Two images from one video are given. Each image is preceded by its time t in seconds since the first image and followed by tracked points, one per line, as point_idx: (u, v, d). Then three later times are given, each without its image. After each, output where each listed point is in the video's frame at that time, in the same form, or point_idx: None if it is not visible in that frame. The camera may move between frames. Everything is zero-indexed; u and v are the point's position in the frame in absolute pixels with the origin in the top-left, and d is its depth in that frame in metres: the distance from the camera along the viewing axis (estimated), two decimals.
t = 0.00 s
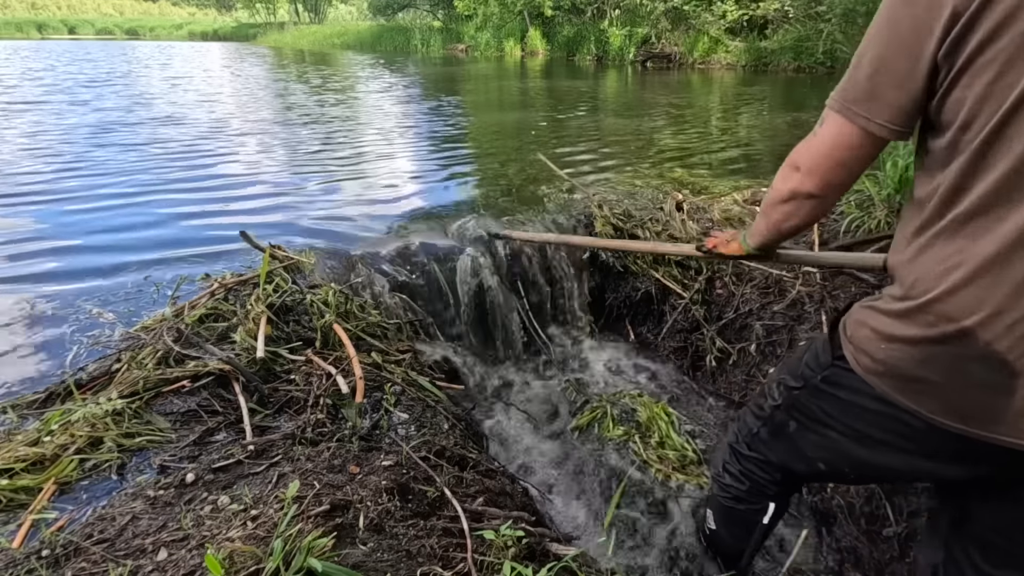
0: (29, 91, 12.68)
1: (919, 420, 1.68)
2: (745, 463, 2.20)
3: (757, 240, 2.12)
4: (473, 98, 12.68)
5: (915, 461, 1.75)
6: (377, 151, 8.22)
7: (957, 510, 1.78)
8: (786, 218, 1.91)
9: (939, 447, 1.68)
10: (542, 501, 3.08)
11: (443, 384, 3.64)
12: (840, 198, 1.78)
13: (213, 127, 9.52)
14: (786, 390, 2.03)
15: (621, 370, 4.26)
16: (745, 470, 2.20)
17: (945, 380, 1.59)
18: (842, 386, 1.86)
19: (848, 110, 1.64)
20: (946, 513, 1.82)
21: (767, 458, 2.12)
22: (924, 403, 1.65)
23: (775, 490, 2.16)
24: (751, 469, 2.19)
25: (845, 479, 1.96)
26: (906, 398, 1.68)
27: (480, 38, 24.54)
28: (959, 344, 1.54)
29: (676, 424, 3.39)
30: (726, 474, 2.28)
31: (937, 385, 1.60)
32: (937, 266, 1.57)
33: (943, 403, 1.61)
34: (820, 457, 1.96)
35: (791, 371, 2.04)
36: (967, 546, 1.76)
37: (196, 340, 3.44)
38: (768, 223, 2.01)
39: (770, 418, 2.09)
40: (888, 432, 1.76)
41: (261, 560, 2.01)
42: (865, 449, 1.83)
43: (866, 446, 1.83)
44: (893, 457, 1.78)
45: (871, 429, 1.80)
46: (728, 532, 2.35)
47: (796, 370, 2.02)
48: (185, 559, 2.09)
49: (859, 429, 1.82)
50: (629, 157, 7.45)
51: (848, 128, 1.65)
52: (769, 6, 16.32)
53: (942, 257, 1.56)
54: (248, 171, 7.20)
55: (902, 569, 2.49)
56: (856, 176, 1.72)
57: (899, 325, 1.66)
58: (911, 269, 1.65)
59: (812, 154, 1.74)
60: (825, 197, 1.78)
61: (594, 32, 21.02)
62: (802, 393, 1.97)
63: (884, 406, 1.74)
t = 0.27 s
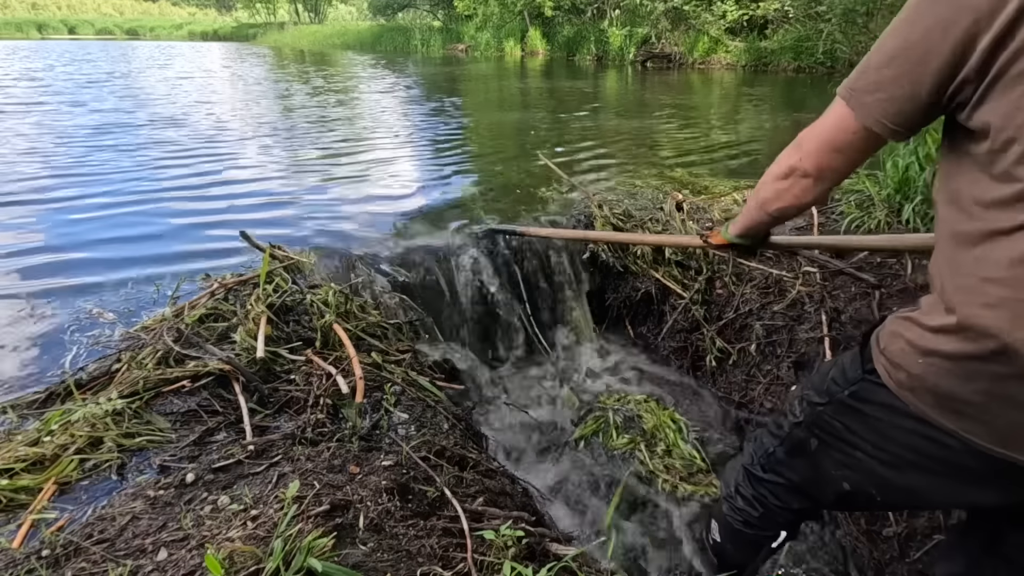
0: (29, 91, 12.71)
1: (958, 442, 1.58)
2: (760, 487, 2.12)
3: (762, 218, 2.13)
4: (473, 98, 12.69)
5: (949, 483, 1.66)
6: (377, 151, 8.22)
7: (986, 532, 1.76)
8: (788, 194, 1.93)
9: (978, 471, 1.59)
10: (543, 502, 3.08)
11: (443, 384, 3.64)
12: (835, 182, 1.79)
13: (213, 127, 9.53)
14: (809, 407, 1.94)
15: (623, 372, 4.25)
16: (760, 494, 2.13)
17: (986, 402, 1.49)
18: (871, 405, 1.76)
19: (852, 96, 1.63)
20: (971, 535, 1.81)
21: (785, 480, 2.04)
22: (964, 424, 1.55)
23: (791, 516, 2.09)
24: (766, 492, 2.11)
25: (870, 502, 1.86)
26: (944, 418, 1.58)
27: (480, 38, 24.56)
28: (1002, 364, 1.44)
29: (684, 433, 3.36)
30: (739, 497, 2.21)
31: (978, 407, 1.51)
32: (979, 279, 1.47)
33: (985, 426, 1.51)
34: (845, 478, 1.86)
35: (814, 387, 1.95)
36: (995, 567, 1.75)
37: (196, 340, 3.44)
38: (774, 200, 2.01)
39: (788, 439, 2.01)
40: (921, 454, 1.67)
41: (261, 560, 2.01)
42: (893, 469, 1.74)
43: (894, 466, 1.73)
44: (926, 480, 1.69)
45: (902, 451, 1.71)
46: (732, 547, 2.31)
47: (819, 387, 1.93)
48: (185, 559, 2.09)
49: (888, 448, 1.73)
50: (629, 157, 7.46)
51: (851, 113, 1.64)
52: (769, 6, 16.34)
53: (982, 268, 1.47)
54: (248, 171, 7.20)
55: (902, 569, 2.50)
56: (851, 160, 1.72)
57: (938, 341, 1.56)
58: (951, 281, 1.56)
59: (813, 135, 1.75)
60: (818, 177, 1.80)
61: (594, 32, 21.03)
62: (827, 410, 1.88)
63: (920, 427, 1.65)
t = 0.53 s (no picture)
0: (28, 91, 12.70)
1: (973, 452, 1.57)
2: (767, 500, 2.12)
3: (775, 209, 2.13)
4: (473, 98, 12.69)
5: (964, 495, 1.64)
6: (377, 151, 8.22)
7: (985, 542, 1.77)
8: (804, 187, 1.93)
9: (994, 482, 1.58)
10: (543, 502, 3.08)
11: (443, 384, 3.64)
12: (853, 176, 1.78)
13: (212, 127, 9.53)
14: (816, 419, 1.93)
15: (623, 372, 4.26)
16: (766, 506, 2.12)
17: (1003, 410, 1.48)
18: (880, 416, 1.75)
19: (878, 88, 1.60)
20: (971, 544, 1.82)
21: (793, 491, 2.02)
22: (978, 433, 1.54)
23: (798, 528, 2.09)
24: (773, 504, 2.10)
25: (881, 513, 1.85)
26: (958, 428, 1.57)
27: (480, 38, 24.55)
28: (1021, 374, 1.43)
29: (689, 440, 3.26)
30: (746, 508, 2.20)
31: (994, 415, 1.49)
32: (999, 283, 1.45)
33: (998, 435, 1.51)
34: (855, 490, 1.85)
35: (824, 397, 1.93)
36: None
37: (196, 340, 3.44)
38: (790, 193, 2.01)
39: (797, 448, 2.00)
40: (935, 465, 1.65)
41: (261, 560, 2.01)
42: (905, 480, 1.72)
43: (907, 478, 1.71)
44: (939, 492, 1.68)
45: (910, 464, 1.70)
46: (735, 554, 2.31)
47: (829, 396, 1.91)
48: (185, 559, 2.09)
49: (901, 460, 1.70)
50: (629, 157, 7.46)
51: (874, 107, 1.62)
52: (769, 6, 16.33)
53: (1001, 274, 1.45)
54: (248, 171, 7.20)
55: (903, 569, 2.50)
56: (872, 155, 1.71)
57: (954, 347, 1.54)
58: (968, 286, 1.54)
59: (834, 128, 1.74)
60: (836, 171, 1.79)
61: (594, 32, 21.02)
62: (837, 421, 1.86)
63: (932, 436, 1.63)
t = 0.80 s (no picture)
0: (28, 91, 12.71)
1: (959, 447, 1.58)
2: (765, 489, 2.09)
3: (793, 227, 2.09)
4: (473, 98, 12.69)
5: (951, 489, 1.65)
6: (377, 151, 8.22)
7: (987, 539, 1.79)
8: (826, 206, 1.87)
9: (981, 476, 1.59)
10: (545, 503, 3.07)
11: (443, 384, 3.65)
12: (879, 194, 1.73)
13: (212, 127, 9.53)
14: (813, 409, 1.91)
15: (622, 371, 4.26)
16: (765, 496, 2.09)
17: (993, 405, 1.48)
18: (874, 408, 1.73)
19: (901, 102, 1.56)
20: (973, 543, 1.83)
21: (789, 483, 2.00)
22: (963, 427, 1.55)
23: (796, 517, 2.06)
24: (771, 495, 2.07)
25: (874, 505, 1.84)
26: (947, 422, 1.57)
27: (480, 38, 24.54)
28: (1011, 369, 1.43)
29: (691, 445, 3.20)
30: (744, 501, 2.17)
31: (984, 409, 1.49)
32: (994, 281, 1.46)
33: (985, 429, 1.51)
34: (847, 482, 1.83)
35: (819, 390, 1.92)
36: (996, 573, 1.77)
37: (196, 340, 3.45)
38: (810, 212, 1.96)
39: (792, 441, 1.98)
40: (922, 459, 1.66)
41: (261, 560, 2.01)
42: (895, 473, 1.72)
43: (898, 470, 1.71)
44: (931, 484, 1.68)
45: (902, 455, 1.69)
46: (738, 552, 2.25)
47: (824, 389, 1.90)
48: (185, 559, 2.09)
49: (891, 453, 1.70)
50: (629, 157, 7.46)
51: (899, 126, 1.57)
52: (769, 6, 16.32)
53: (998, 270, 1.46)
54: (247, 171, 7.20)
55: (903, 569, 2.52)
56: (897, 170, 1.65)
57: (946, 342, 1.54)
58: (965, 282, 1.55)
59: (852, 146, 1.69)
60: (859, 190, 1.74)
61: (594, 32, 21.01)
62: (830, 413, 1.85)
63: (921, 431, 1.63)
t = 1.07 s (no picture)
0: (28, 91, 12.70)
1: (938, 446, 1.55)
2: (755, 483, 2.10)
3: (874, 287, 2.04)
4: (474, 98, 12.69)
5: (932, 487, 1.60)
6: (377, 151, 8.22)
7: (961, 526, 1.73)
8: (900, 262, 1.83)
9: (963, 473, 1.54)
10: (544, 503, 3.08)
11: (443, 384, 3.65)
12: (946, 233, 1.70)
13: (212, 127, 9.52)
14: (794, 409, 1.92)
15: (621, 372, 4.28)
16: (755, 490, 2.11)
17: (972, 405, 1.46)
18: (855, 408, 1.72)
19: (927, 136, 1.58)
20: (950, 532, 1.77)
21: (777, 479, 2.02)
22: (943, 426, 1.52)
23: (788, 509, 2.07)
24: (761, 489, 2.09)
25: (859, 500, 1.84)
26: (924, 420, 1.54)
27: (480, 38, 24.54)
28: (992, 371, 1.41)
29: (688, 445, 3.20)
30: (733, 495, 2.19)
31: (964, 411, 1.47)
32: (974, 281, 1.44)
33: (967, 430, 1.48)
34: (831, 480, 1.84)
35: (799, 389, 1.92)
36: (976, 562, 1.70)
37: (196, 340, 3.45)
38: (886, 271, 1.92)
39: (777, 439, 2.00)
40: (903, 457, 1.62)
41: (261, 560, 2.01)
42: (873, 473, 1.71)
43: (877, 469, 1.70)
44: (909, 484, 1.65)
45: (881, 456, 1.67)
46: (736, 547, 2.25)
47: (804, 389, 1.91)
48: (185, 559, 2.09)
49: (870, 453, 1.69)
50: (629, 156, 7.46)
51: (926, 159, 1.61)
52: (769, 6, 16.33)
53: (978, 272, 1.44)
54: (247, 171, 7.20)
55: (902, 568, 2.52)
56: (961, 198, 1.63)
57: (927, 343, 1.52)
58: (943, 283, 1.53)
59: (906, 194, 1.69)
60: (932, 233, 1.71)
61: (594, 32, 21.01)
62: (811, 413, 1.85)
63: (904, 432, 1.60)
